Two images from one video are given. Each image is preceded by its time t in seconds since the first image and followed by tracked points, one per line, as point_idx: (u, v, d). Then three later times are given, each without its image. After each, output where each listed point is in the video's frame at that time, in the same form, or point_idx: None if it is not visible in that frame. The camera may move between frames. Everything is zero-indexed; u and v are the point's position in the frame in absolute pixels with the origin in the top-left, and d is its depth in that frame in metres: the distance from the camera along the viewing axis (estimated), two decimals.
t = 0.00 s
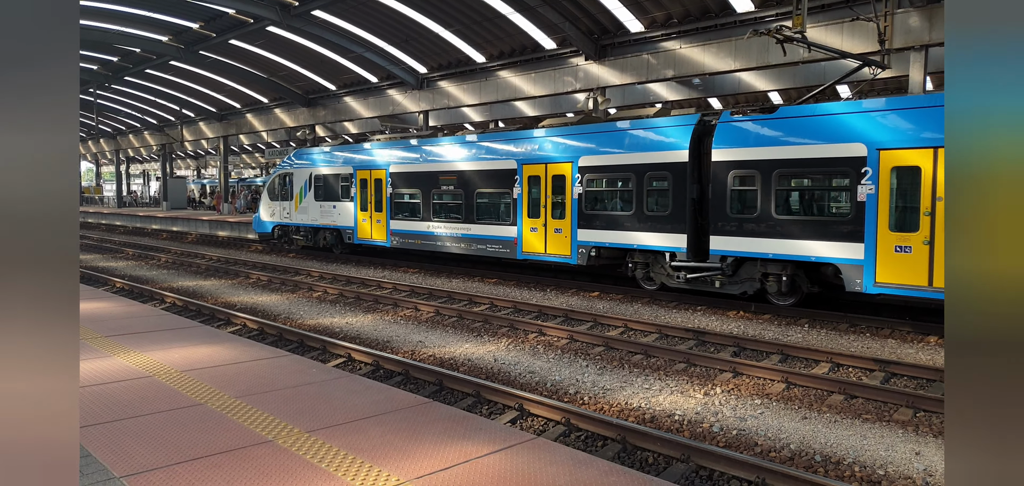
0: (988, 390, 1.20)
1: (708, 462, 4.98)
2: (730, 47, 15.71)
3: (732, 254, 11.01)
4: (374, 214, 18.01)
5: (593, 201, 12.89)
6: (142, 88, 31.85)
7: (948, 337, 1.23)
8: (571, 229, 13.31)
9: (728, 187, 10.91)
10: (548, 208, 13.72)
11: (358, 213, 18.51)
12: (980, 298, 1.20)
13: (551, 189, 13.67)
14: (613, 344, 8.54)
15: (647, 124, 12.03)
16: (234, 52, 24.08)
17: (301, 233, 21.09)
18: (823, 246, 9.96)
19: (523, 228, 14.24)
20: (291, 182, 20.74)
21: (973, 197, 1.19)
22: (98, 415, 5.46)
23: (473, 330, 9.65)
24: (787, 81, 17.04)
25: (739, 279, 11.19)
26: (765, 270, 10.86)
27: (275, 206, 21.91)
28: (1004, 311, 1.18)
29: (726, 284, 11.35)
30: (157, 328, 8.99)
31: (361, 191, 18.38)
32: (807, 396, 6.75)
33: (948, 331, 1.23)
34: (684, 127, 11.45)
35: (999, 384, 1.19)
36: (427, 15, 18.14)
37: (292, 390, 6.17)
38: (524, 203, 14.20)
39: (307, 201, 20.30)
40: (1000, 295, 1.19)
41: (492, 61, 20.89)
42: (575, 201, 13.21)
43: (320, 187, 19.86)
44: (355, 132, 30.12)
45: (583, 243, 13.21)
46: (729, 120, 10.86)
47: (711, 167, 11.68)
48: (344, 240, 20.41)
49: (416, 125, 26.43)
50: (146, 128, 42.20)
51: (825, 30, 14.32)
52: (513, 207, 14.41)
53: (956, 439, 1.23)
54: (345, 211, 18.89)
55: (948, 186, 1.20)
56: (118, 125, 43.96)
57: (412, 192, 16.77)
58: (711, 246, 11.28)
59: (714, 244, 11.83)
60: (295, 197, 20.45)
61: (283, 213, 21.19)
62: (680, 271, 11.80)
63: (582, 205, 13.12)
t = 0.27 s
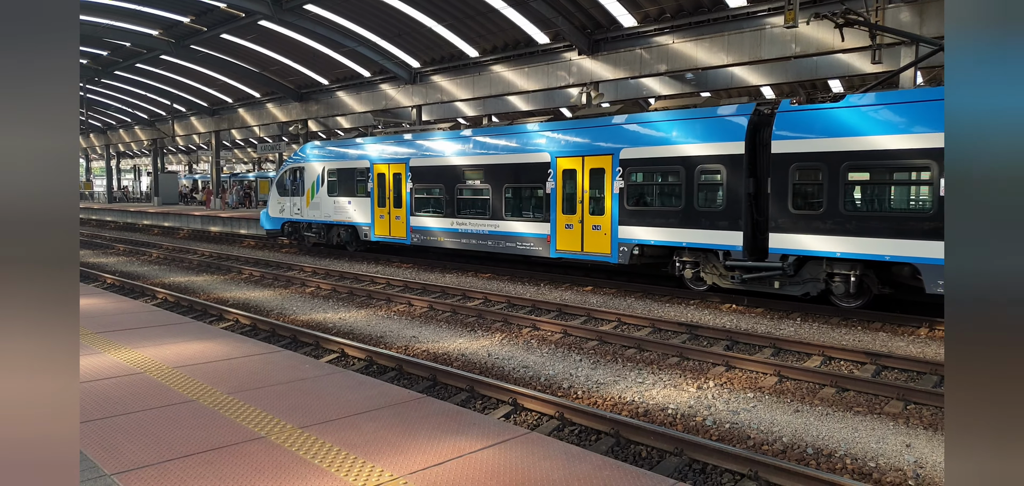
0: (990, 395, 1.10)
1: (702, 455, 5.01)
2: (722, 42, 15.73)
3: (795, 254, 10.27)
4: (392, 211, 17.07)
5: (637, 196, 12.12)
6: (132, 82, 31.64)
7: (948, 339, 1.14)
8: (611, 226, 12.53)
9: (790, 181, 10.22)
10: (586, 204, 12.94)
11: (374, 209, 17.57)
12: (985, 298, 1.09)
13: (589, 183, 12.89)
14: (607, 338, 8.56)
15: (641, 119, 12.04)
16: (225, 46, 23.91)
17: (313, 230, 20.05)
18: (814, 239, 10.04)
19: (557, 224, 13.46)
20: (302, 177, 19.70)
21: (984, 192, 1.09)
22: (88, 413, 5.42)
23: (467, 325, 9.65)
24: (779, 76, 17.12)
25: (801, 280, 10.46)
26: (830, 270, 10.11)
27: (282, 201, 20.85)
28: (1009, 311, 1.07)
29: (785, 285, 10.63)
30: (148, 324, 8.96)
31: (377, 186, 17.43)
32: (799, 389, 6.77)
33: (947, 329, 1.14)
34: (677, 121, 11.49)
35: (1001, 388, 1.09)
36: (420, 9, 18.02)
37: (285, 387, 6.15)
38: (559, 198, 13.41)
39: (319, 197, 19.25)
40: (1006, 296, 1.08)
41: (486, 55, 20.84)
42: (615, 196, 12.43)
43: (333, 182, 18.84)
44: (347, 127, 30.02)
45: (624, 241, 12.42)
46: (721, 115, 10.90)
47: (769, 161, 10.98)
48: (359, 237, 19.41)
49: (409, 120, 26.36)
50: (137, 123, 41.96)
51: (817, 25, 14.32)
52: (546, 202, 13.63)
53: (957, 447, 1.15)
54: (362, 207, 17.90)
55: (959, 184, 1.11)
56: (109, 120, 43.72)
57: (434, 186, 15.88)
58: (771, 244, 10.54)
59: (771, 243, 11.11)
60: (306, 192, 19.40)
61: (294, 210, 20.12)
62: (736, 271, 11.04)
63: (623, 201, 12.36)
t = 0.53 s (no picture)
0: (991, 394, 1.13)
1: (692, 453, 5.01)
2: (711, 42, 15.76)
3: (859, 257, 9.61)
4: (410, 210, 16.23)
5: (682, 196, 11.35)
6: (117, 79, 31.25)
7: (948, 339, 1.17)
8: (654, 228, 11.73)
9: (855, 179, 9.53)
10: (625, 203, 12.17)
11: (391, 209, 16.73)
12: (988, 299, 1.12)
13: (628, 181, 12.13)
14: (597, 337, 8.56)
15: (630, 118, 12.05)
16: (212, 43, 23.67)
17: (323, 230, 19.07)
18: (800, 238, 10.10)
19: (592, 225, 12.71)
20: (311, 175, 18.77)
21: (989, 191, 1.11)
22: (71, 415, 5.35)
23: (457, 324, 9.62)
24: (766, 76, 17.22)
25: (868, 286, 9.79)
26: (898, 274, 9.48)
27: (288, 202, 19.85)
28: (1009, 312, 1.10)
29: (848, 291, 9.95)
30: (134, 324, 8.84)
31: (394, 185, 16.60)
32: (786, 387, 6.82)
33: (947, 329, 1.17)
34: (666, 121, 11.53)
35: (1000, 387, 1.12)
36: (409, 8, 17.92)
37: (272, 387, 6.10)
38: (594, 197, 12.67)
39: (331, 196, 18.31)
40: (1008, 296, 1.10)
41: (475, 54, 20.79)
42: (657, 195, 11.66)
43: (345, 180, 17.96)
44: (336, 124, 29.87)
45: (668, 242, 11.64)
46: (711, 114, 10.97)
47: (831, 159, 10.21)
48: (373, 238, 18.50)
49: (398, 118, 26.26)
50: (122, 120, 41.45)
51: (804, 25, 14.40)
52: (581, 202, 12.88)
53: (955, 445, 1.18)
54: (377, 206, 17.04)
55: (967, 181, 1.13)
56: (93, 117, 43.16)
57: (457, 185, 15.08)
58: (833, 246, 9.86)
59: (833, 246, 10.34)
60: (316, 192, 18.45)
61: (303, 209, 19.14)
62: (792, 275, 10.36)
63: (666, 200, 11.59)
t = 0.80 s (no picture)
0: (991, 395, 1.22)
1: (656, 454, 5.06)
2: (676, 47, 16.01)
3: (905, 264, 9.10)
4: (407, 214, 15.32)
5: (713, 198, 10.72)
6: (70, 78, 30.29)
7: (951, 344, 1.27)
8: (679, 233, 11.06)
9: (902, 183, 9.08)
10: (647, 207, 11.47)
11: (386, 212, 15.82)
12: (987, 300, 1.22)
13: (648, 184, 11.47)
14: (563, 339, 8.59)
15: (597, 122, 12.15)
16: (171, 42, 23.11)
17: (309, 236, 17.90)
18: (763, 240, 10.25)
19: (610, 230, 11.98)
20: (296, 178, 17.65)
21: (987, 192, 1.21)
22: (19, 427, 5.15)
23: (423, 328, 9.55)
24: (730, 81, 17.55)
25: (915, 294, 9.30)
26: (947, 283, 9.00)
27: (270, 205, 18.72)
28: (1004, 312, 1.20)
29: (892, 300, 9.44)
30: (85, 332, 8.56)
31: (389, 187, 15.73)
32: (748, 387, 6.93)
33: (944, 329, 1.27)
34: (633, 125, 11.66)
35: (998, 388, 1.21)
36: (375, 9, 17.74)
37: (231, 395, 5.97)
38: (612, 200, 11.97)
39: (319, 199, 17.22)
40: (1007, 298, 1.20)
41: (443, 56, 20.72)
42: (682, 198, 11.02)
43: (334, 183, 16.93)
44: (300, 126, 29.45)
45: (694, 248, 10.97)
46: (676, 119, 11.12)
47: (874, 162, 9.76)
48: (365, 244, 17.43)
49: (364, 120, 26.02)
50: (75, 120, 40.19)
51: (766, 32, 14.70)
52: (597, 206, 12.15)
53: (958, 440, 1.28)
54: (370, 210, 16.08)
55: (972, 180, 1.23)
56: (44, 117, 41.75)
57: (460, 188, 14.24)
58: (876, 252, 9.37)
59: (874, 254, 9.71)
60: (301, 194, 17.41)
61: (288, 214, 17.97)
62: (831, 283, 9.82)
63: (691, 204, 10.96)
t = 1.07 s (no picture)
0: (988, 380, 1.49)
1: (603, 456, 5.10)
2: (625, 54, 16.32)
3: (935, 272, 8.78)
4: (390, 220, 14.46)
5: (727, 205, 10.29)
6: None
7: (954, 328, 1.53)
8: (692, 240, 10.60)
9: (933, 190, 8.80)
10: (656, 214, 10.98)
11: (366, 219, 14.92)
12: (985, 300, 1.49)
13: (658, 189, 10.98)
14: (514, 344, 8.60)
15: (547, 128, 12.22)
16: (104, 39, 22.15)
17: (279, 243, 16.91)
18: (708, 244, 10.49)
19: (616, 237, 11.44)
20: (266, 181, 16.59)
21: (979, 204, 1.50)
22: None
23: (371, 335, 9.40)
24: (677, 88, 17.95)
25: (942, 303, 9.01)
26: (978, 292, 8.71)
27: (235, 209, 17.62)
28: (998, 310, 1.48)
29: (920, 310, 9.09)
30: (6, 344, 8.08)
31: (370, 192, 14.85)
32: (694, 388, 7.08)
33: (948, 329, 1.53)
34: (583, 131, 11.78)
35: (995, 366, 1.48)
36: (323, 10, 17.43)
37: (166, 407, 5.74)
38: (618, 206, 11.41)
39: (292, 204, 16.17)
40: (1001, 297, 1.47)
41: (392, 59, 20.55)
42: (695, 204, 10.58)
43: (309, 186, 15.95)
44: (244, 128, 28.67)
45: (708, 257, 10.53)
46: (625, 126, 11.33)
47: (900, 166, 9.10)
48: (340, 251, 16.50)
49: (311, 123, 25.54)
50: None
51: (711, 42, 15.08)
52: (602, 212, 11.60)
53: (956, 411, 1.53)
54: (349, 216, 15.13)
55: (979, 185, 1.50)
56: None
57: (449, 192, 13.50)
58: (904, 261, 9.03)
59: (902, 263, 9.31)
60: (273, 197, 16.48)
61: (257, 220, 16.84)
62: (855, 293, 9.51)
63: (704, 210, 10.53)
